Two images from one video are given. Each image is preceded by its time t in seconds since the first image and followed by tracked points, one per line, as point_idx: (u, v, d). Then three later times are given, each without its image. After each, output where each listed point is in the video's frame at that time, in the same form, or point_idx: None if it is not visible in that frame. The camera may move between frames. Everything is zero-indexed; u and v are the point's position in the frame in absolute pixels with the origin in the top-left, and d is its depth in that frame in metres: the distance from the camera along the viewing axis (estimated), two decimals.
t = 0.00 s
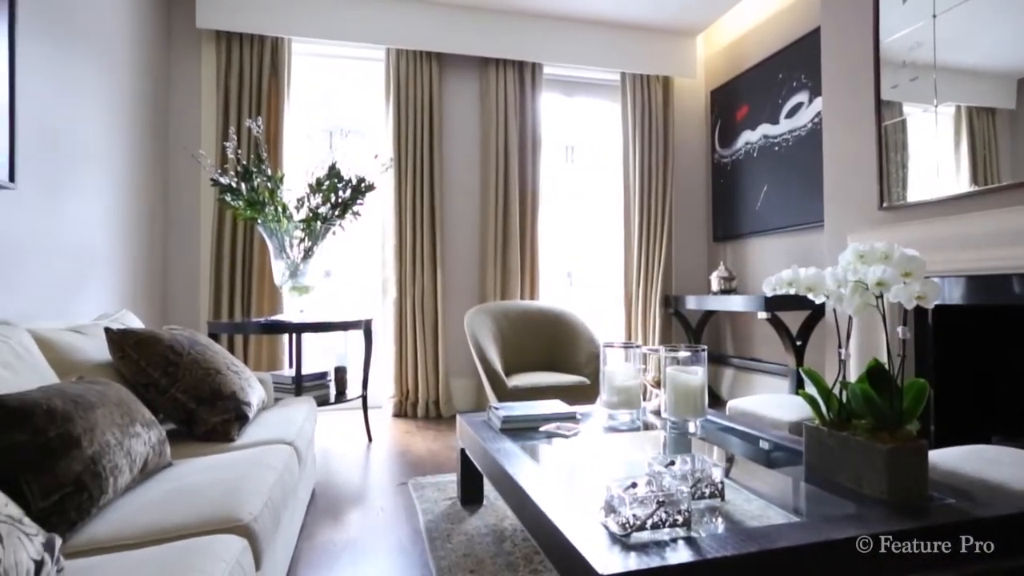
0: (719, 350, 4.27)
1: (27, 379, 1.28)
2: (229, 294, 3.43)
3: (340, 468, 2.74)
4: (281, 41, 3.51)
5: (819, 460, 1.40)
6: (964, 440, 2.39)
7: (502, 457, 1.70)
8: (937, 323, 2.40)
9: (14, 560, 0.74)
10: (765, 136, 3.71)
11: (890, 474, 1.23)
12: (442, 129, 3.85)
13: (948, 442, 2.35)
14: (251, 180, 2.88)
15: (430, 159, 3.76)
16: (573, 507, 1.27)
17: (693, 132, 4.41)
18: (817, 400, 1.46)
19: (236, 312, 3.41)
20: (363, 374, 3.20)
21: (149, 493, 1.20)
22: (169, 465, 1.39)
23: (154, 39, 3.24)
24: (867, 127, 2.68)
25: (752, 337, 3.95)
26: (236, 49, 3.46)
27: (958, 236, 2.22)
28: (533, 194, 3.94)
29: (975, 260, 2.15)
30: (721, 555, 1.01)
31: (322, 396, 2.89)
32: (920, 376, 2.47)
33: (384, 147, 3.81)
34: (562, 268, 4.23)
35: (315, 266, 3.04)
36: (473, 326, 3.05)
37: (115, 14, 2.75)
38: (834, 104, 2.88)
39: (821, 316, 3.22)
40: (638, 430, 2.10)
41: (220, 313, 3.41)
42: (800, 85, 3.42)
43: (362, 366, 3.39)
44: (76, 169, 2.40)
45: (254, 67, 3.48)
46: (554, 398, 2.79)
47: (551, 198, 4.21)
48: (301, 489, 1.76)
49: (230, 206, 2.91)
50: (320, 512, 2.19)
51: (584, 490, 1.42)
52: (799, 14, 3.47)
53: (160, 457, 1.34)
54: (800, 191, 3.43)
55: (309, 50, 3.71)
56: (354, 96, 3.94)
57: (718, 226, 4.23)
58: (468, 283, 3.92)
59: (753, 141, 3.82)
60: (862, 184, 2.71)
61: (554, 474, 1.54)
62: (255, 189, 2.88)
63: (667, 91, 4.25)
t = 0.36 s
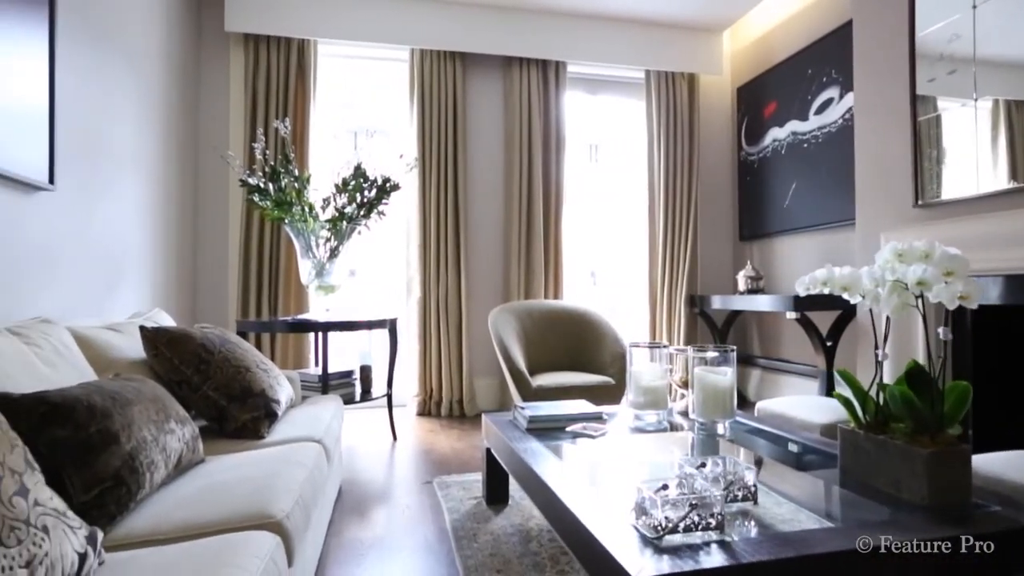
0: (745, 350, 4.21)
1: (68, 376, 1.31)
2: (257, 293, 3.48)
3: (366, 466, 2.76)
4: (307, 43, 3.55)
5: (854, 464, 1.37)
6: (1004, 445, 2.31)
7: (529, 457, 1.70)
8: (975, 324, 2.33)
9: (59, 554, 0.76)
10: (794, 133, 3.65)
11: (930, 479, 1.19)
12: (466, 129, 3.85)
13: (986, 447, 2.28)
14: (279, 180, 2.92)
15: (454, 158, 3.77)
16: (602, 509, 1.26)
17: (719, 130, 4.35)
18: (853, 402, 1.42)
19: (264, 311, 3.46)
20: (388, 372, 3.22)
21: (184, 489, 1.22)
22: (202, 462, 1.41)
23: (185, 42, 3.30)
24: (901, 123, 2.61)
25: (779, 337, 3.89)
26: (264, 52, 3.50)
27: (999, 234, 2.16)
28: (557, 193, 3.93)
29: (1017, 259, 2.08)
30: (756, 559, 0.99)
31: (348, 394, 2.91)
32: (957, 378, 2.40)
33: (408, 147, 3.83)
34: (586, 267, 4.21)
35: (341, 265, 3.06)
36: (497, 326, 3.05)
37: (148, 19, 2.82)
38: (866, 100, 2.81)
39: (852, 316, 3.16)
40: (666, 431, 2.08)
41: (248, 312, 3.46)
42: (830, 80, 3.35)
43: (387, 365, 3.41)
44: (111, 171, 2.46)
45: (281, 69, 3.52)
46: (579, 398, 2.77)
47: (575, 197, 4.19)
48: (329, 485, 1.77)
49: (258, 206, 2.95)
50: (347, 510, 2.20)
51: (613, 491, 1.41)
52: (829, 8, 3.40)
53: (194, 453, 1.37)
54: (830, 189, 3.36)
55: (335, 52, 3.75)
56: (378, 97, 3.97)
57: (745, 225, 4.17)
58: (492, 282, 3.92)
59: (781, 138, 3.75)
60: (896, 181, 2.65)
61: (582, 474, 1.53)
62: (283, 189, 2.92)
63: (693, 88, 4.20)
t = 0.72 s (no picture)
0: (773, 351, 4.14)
1: (107, 373, 1.34)
2: (284, 292, 3.52)
3: (391, 464, 2.77)
4: (333, 44, 3.58)
5: (893, 468, 1.33)
6: None
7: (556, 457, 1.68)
8: (1017, 325, 2.26)
9: (102, 547, 0.78)
10: (824, 129, 3.57)
11: (975, 486, 1.16)
12: (491, 128, 3.85)
13: None
14: (306, 181, 2.95)
15: (478, 157, 3.77)
16: (634, 510, 1.24)
17: (746, 127, 4.28)
18: (890, 406, 1.38)
19: (291, 310, 3.50)
20: (413, 371, 3.23)
21: (217, 485, 1.23)
22: (234, 458, 1.43)
23: (214, 45, 3.36)
24: (939, 117, 2.54)
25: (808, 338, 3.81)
26: (291, 53, 3.54)
27: None
28: (581, 191, 3.91)
29: None
30: (793, 565, 0.97)
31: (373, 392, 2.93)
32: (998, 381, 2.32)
33: (433, 146, 3.84)
34: (610, 266, 4.18)
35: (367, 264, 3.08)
36: (522, 325, 3.05)
37: (179, 23, 2.87)
38: (901, 94, 2.74)
39: (886, 316, 3.08)
40: (694, 432, 2.05)
41: (275, 311, 3.51)
42: (863, 74, 3.28)
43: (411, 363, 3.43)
44: (145, 172, 2.51)
45: (308, 70, 3.56)
46: (605, 398, 2.75)
47: (599, 195, 4.16)
48: (357, 483, 1.78)
49: (286, 206, 2.99)
50: (373, 508, 2.22)
51: (643, 491, 1.39)
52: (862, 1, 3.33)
53: (226, 449, 1.38)
54: (862, 186, 3.28)
55: (360, 52, 3.77)
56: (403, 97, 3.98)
57: (773, 223, 4.10)
58: (516, 282, 3.91)
59: (811, 134, 3.68)
60: (932, 177, 2.58)
61: (610, 474, 1.51)
62: (310, 189, 2.95)
63: (719, 85, 4.14)
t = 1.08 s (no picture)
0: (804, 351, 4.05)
1: (144, 370, 1.36)
2: (312, 291, 3.56)
3: (418, 462, 2.79)
4: (360, 45, 3.62)
5: (936, 473, 1.29)
6: None
7: (584, 457, 1.67)
8: None
9: (145, 541, 0.79)
10: (857, 125, 3.49)
11: None
12: (516, 126, 3.85)
13: None
14: (334, 181, 2.98)
15: (504, 156, 3.76)
16: (666, 512, 1.22)
17: (775, 123, 4.20)
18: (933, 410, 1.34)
19: (318, 309, 3.54)
20: (439, 370, 3.24)
21: (251, 481, 1.25)
22: (266, 455, 1.45)
23: (244, 48, 3.42)
24: (980, 111, 2.46)
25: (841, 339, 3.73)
26: (318, 55, 3.58)
27: None
28: (607, 190, 3.88)
29: None
30: (835, 572, 0.94)
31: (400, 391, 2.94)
32: None
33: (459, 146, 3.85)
34: (636, 265, 4.15)
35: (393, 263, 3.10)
36: (548, 324, 3.03)
37: (211, 27, 2.92)
38: (940, 88, 2.66)
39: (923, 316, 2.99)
40: (725, 434, 2.02)
41: (303, 310, 3.55)
42: (899, 68, 3.19)
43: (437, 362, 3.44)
44: (178, 173, 2.56)
45: (335, 72, 3.60)
46: (632, 398, 2.73)
47: (625, 194, 4.13)
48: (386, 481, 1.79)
49: (315, 206, 3.02)
50: (401, 506, 2.23)
51: (675, 493, 1.37)
52: None
53: (259, 446, 1.40)
54: (897, 183, 3.20)
55: (386, 53, 3.80)
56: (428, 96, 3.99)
57: (803, 222, 4.02)
58: (542, 282, 3.90)
59: (844, 130, 3.59)
60: (973, 173, 2.50)
61: (640, 475, 1.49)
62: (338, 189, 2.97)
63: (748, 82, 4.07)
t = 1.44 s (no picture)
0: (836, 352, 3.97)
1: (181, 368, 1.39)
2: (339, 290, 3.60)
3: (444, 461, 2.80)
4: (386, 46, 3.64)
5: (983, 480, 1.24)
6: None
7: (613, 457, 1.65)
8: None
9: (185, 536, 0.80)
10: (893, 120, 3.39)
11: None
12: (541, 125, 3.83)
13: None
14: (362, 181, 3.01)
15: (529, 155, 3.75)
16: (700, 514, 1.20)
17: (806, 119, 4.12)
18: (980, 415, 1.29)
19: (346, 308, 3.58)
20: (465, 370, 3.25)
21: (284, 478, 1.26)
22: (298, 452, 1.46)
23: (273, 51, 3.47)
24: None
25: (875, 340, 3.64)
26: (345, 56, 3.62)
27: None
28: (634, 188, 3.85)
29: None
30: None
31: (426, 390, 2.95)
32: None
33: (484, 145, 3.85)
34: (663, 265, 4.10)
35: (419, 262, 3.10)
36: (574, 324, 3.02)
37: (242, 30, 2.96)
38: (982, 81, 2.58)
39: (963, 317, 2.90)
40: (756, 436, 1.98)
41: (331, 309, 3.59)
42: (938, 60, 3.09)
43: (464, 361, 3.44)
44: (211, 175, 2.61)
45: (362, 72, 3.62)
46: (660, 398, 2.69)
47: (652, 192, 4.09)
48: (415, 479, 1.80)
49: (343, 206, 3.04)
50: (428, 505, 2.24)
51: (708, 495, 1.34)
52: None
53: (291, 444, 1.41)
54: (935, 179, 3.10)
55: (412, 53, 3.82)
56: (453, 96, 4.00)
57: (835, 220, 3.93)
58: (568, 282, 3.88)
59: (879, 126, 3.50)
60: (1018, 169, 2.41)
61: (671, 476, 1.47)
62: (365, 189, 2.99)
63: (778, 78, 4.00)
